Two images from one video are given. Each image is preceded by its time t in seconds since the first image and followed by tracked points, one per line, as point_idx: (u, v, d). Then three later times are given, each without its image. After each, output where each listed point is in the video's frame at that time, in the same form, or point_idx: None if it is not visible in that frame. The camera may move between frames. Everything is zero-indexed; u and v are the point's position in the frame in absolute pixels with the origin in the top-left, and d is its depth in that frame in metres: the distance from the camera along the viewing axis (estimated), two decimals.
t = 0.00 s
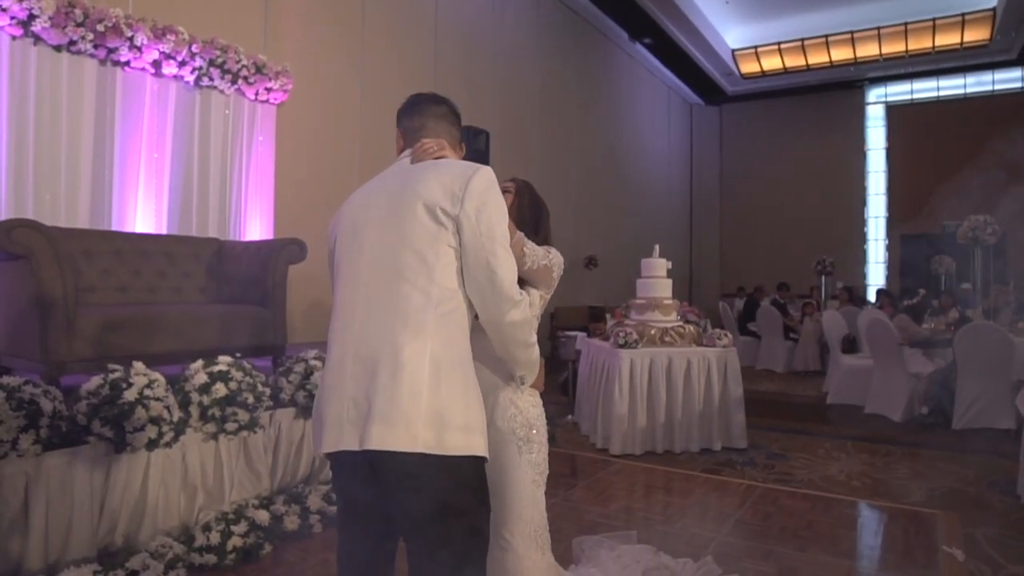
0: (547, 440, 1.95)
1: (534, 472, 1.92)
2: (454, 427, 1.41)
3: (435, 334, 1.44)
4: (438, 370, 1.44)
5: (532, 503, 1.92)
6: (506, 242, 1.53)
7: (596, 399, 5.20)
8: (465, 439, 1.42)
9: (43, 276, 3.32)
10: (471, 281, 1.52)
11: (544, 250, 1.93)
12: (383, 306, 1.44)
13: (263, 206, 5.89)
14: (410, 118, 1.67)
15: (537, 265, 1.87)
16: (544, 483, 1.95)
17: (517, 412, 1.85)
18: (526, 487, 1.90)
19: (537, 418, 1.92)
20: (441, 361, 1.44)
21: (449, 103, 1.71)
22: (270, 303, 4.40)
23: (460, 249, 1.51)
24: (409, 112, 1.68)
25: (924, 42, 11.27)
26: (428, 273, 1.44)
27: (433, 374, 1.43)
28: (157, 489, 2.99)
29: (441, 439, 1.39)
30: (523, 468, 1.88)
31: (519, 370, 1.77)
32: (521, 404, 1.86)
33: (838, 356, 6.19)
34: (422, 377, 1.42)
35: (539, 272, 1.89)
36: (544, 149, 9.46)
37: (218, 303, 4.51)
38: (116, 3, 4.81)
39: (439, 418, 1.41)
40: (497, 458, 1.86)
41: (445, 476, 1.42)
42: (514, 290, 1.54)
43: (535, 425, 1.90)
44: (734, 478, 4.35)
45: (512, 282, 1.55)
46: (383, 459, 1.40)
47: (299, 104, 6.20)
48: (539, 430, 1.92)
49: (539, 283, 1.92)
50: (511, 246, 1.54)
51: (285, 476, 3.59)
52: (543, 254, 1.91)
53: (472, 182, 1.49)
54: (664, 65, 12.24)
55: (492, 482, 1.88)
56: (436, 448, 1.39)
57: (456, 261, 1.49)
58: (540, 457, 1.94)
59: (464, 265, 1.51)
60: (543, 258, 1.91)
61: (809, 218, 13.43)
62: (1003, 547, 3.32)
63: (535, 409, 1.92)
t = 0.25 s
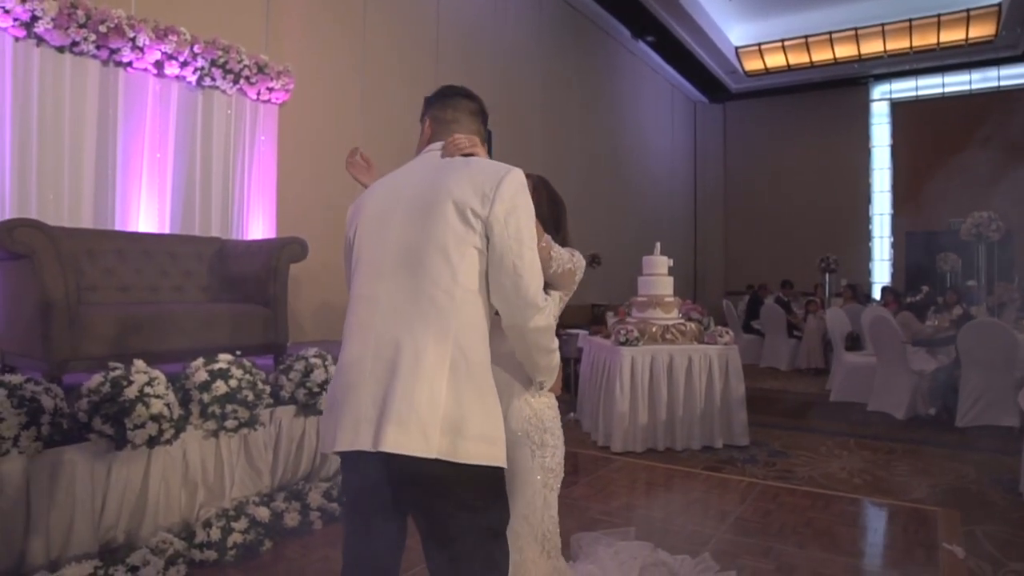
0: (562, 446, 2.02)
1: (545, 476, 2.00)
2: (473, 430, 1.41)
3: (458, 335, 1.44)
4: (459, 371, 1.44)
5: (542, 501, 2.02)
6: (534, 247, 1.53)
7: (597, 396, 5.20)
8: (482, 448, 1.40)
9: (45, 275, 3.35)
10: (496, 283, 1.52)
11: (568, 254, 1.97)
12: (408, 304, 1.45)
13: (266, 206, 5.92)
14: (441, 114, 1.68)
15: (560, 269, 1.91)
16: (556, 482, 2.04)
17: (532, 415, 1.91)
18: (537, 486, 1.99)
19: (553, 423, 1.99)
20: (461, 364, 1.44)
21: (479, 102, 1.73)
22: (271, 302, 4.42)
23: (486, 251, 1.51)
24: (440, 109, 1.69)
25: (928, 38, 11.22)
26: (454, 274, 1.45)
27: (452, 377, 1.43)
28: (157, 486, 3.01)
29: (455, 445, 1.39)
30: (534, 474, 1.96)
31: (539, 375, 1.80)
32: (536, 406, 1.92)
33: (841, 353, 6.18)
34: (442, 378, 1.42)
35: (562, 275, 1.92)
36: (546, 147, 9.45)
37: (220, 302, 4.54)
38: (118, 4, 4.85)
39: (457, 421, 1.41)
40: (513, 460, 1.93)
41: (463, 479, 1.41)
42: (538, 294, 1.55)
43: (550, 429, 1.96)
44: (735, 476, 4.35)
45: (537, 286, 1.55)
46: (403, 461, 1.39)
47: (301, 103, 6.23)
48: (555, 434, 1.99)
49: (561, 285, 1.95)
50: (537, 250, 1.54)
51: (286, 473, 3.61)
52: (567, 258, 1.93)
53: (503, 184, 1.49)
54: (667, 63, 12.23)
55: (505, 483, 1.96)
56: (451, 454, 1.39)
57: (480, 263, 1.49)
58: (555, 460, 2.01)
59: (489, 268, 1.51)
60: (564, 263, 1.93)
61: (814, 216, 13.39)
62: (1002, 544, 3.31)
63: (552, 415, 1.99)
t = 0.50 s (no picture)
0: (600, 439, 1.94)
1: (581, 470, 1.91)
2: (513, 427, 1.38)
3: (501, 332, 1.40)
4: (501, 368, 1.40)
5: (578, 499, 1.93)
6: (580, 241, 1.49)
7: (608, 391, 5.19)
8: (525, 452, 1.37)
9: (59, 269, 3.41)
10: (541, 277, 1.49)
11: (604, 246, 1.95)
12: (447, 296, 1.42)
13: (280, 201, 5.96)
14: (480, 96, 1.65)
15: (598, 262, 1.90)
16: (593, 479, 1.94)
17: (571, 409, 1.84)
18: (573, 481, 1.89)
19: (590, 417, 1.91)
20: (504, 362, 1.40)
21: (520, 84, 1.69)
22: (282, 296, 4.47)
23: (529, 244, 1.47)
24: (479, 91, 1.65)
25: (950, 28, 11.01)
26: (498, 267, 1.41)
27: (494, 376, 1.40)
28: (168, 478, 3.07)
29: (497, 450, 1.35)
30: (570, 469, 1.88)
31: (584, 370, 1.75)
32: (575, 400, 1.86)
33: (857, 348, 6.10)
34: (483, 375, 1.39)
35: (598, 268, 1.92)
36: (561, 142, 9.43)
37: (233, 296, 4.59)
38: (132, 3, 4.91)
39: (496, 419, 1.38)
40: (550, 453, 1.85)
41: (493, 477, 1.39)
42: (586, 290, 1.52)
43: (588, 423, 1.89)
44: (746, 471, 4.32)
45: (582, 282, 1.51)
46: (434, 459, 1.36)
47: (314, 100, 6.27)
48: (594, 428, 1.91)
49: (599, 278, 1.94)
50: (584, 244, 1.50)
51: (295, 465, 3.65)
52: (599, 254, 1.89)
53: (549, 175, 1.44)
54: (682, 57, 12.14)
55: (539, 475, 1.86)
56: (492, 459, 1.35)
57: (523, 258, 1.46)
58: (592, 455, 1.92)
59: (533, 261, 1.48)
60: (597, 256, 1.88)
61: (833, 211, 13.22)
62: (1016, 541, 3.25)
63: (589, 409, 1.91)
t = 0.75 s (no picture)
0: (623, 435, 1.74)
1: (607, 470, 1.71)
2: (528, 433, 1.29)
3: (520, 335, 1.31)
4: (519, 371, 1.31)
5: (601, 500, 1.70)
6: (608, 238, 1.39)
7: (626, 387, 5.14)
8: (542, 456, 1.31)
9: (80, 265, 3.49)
10: (566, 276, 1.39)
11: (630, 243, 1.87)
12: (464, 293, 1.31)
13: (301, 198, 6.04)
14: (506, 78, 1.57)
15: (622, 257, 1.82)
16: (615, 479, 1.73)
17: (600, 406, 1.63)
18: (599, 479, 1.67)
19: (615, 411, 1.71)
20: (523, 365, 1.31)
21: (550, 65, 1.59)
22: (300, 291, 4.52)
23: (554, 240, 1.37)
24: (505, 72, 1.57)
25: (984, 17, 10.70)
26: (519, 265, 1.31)
27: (513, 379, 1.30)
28: (184, 470, 3.13)
29: (515, 455, 1.27)
30: (598, 470, 1.67)
31: (611, 369, 1.59)
32: (604, 396, 1.65)
33: (884, 345, 5.97)
34: (499, 379, 1.29)
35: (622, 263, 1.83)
36: (582, 138, 9.39)
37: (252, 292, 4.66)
38: (155, 4, 5.00)
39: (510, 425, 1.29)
40: (577, 446, 1.63)
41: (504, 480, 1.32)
42: (613, 290, 1.42)
43: (614, 419, 1.69)
44: (765, 469, 4.26)
45: (610, 281, 1.41)
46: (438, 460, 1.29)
47: (334, 97, 6.32)
48: (618, 425, 1.71)
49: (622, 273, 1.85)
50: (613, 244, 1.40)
51: (309, 459, 3.69)
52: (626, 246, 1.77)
53: (579, 168, 1.33)
54: (707, 50, 11.99)
55: (566, 468, 1.63)
56: (509, 464, 1.26)
57: (548, 255, 1.36)
58: (616, 452, 1.72)
59: (559, 258, 1.38)
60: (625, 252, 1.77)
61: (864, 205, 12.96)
62: None
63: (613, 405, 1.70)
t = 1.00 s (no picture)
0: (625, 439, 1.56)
1: (604, 476, 1.53)
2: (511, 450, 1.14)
3: (506, 349, 1.13)
4: (501, 389, 1.13)
5: (600, 505, 1.53)
6: (602, 238, 1.20)
7: (643, 385, 5.08)
8: (521, 458, 1.15)
9: (96, 263, 3.55)
10: (555, 278, 1.21)
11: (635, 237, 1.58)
12: (443, 293, 1.14)
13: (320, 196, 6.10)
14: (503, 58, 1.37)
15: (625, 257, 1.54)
16: (615, 483, 1.56)
17: (597, 410, 1.47)
18: (594, 482, 1.49)
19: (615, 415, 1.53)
20: (505, 376, 1.13)
21: (557, 43, 1.38)
22: (314, 288, 4.55)
23: (543, 239, 1.18)
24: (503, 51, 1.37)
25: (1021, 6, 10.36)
26: (504, 271, 1.12)
27: (493, 390, 1.12)
28: (195, 465, 3.16)
29: (491, 461, 1.12)
30: (595, 473, 1.49)
31: (604, 371, 1.42)
32: (602, 399, 1.48)
33: (912, 344, 5.81)
34: (480, 397, 1.11)
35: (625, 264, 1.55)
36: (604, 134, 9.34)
37: (268, 289, 4.71)
38: (175, 6, 5.08)
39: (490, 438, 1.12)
40: (573, 449, 1.45)
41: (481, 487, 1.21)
42: (604, 295, 1.24)
43: (614, 420, 1.51)
44: (783, 470, 4.18)
45: (601, 286, 1.23)
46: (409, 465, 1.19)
47: (353, 95, 6.36)
48: (619, 426, 1.53)
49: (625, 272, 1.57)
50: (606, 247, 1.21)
51: (320, 455, 3.71)
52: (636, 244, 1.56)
53: (574, 163, 1.13)
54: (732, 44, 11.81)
55: (558, 467, 1.46)
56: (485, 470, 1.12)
57: (536, 255, 1.17)
58: (616, 455, 1.54)
59: (548, 258, 1.20)
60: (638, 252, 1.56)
61: (895, 200, 12.66)
62: None
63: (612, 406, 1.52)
